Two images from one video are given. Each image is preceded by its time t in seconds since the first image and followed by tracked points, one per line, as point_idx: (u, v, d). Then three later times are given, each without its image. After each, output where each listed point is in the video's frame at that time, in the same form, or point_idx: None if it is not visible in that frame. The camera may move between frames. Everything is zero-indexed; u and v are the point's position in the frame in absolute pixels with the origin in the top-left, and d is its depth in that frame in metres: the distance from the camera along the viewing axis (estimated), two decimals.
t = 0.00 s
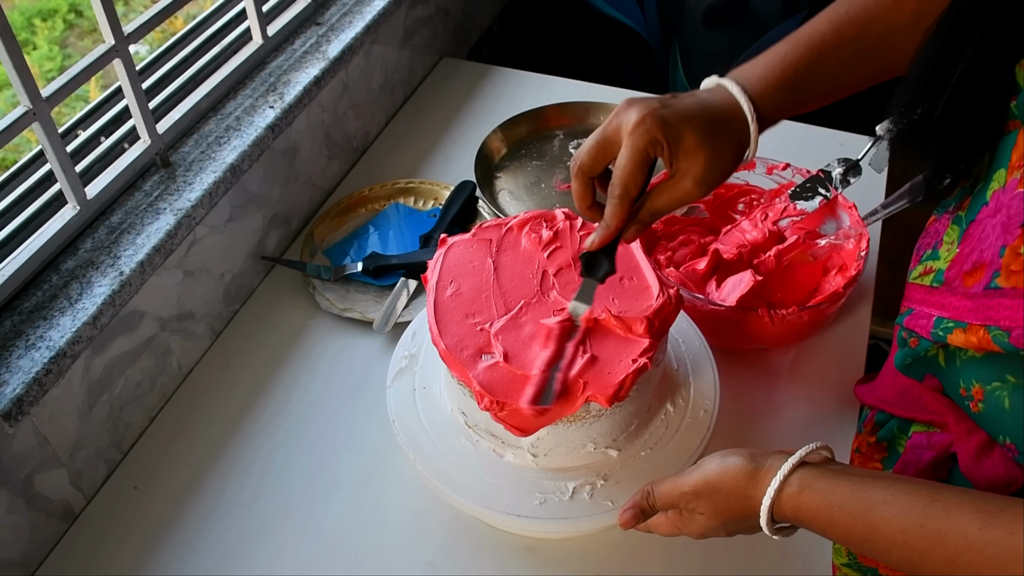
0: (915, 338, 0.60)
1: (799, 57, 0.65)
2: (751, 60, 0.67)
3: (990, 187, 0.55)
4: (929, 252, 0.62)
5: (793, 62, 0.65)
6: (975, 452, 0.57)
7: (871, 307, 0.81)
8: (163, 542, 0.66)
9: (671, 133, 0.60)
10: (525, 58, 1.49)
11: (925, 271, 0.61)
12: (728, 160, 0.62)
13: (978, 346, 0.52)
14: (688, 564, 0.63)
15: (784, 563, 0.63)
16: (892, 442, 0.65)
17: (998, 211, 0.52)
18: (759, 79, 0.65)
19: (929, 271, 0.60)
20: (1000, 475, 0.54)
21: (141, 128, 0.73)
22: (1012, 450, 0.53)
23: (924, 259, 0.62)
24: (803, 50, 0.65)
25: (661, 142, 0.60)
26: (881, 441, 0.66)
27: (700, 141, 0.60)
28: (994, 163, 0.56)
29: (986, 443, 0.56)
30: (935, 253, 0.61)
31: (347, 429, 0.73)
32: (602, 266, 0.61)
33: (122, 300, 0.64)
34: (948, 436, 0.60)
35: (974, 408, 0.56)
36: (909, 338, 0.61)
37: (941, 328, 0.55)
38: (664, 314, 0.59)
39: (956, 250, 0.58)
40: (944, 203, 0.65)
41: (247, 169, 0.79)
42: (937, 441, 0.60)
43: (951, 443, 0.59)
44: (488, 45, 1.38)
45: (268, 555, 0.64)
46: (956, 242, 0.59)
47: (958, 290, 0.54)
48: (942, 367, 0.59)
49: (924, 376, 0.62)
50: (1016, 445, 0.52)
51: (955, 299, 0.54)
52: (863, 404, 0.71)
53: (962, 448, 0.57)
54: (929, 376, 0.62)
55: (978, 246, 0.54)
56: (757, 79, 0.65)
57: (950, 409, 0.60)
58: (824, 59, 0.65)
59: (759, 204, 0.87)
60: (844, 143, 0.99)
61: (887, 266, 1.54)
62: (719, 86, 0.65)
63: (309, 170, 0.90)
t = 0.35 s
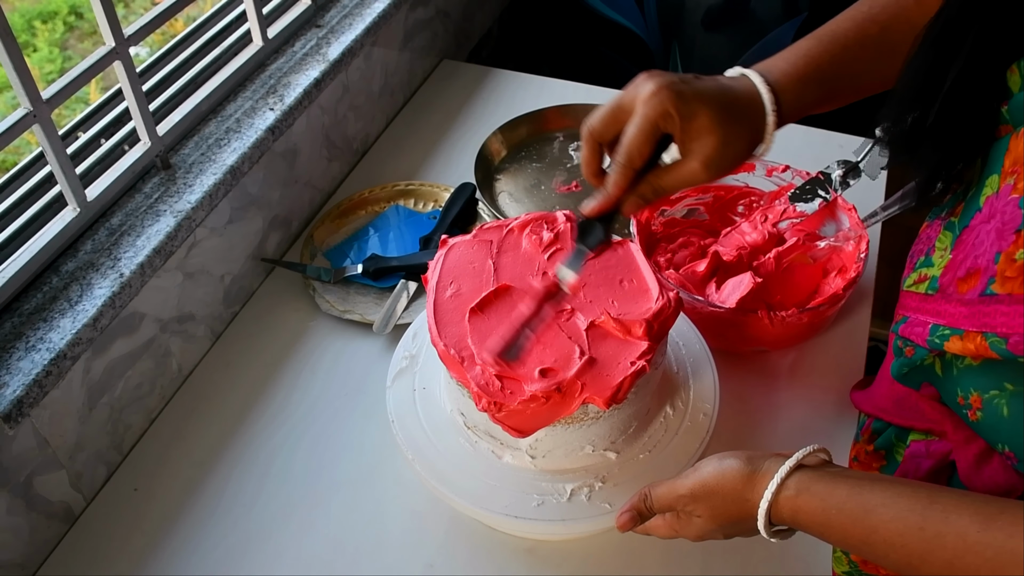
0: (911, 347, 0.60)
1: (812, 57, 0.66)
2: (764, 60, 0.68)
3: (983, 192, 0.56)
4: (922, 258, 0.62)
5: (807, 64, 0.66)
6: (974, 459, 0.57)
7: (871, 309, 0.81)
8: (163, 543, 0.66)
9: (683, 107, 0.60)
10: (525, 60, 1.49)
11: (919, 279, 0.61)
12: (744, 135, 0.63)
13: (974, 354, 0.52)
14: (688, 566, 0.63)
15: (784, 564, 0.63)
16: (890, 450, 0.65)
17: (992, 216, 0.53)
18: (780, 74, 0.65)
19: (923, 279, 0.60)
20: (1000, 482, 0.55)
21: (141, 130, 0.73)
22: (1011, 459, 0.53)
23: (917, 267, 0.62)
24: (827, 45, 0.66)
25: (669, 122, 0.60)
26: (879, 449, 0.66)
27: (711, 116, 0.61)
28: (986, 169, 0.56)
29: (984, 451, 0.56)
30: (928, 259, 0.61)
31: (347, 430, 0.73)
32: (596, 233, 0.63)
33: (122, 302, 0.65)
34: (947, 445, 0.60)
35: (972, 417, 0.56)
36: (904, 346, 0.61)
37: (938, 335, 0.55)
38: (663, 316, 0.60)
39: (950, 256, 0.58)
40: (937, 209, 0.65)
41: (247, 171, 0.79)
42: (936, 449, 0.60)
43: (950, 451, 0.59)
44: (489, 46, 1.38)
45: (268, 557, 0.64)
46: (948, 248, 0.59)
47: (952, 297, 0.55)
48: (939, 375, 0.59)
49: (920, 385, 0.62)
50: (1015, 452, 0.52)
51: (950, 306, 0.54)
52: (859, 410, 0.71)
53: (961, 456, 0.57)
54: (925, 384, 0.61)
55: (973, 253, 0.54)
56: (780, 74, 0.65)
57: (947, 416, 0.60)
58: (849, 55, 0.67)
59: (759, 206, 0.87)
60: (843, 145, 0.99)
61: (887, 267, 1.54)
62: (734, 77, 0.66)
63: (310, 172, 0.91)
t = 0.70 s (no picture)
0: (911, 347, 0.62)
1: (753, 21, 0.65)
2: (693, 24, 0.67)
3: (979, 197, 0.56)
4: (917, 260, 0.63)
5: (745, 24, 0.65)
6: (975, 460, 0.58)
7: (870, 309, 0.81)
8: (164, 543, 0.66)
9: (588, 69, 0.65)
10: (525, 62, 1.50)
11: (915, 280, 0.61)
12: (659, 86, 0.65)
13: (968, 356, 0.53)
14: (687, 565, 0.63)
15: (783, 564, 0.63)
16: (891, 450, 0.67)
17: (988, 221, 0.53)
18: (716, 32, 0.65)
19: (920, 280, 0.61)
20: (1001, 481, 0.56)
21: (143, 132, 0.73)
22: (1012, 457, 0.54)
23: (914, 268, 0.63)
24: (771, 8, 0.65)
25: (595, 76, 0.65)
26: (881, 449, 0.67)
27: (629, 65, 0.64)
28: (983, 172, 0.57)
29: (986, 451, 0.58)
30: (925, 262, 0.62)
31: (347, 431, 0.73)
32: (511, 175, 0.69)
33: (124, 303, 0.65)
34: (947, 444, 0.61)
35: (973, 415, 0.57)
36: (905, 346, 0.63)
37: (933, 337, 0.56)
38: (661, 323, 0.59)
39: (947, 259, 0.58)
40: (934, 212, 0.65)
41: (247, 172, 0.79)
42: (937, 449, 0.62)
43: (950, 451, 0.61)
44: (488, 48, 1.38)
45: (268, 557, 0.65)
46: (946, 251, 0.60)
47: (948, 300, 0.55)
48: (939, 375, 0.61)
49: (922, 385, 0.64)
50: (1016, 450, 0.53)
51: (945, 308, 0.55)
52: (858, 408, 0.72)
53: (963, 456, 0.59)
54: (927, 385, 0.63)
55: (969, 256, 0.54)
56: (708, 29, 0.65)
57: (949, 417, 0.62)
58: (790, 18, 0.65)
59: (758, 207, 0.87)
60: (841, 146, 0.99)
61: (887, 269, 1.55)
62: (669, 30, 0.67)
63: (310, 173, 0.91)
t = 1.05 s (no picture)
0: (937, 366, 0.64)
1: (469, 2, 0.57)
2: None
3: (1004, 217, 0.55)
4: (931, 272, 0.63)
5: (437, 38, 0.56)
6: (1012, 467, 0.60)
7: (868, 308, 0.82)
8: (166, 543, 0.66)
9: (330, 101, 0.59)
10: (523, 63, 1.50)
11: (934, 296, 0.62)
12: (444, 87, 0.56)
13: (1001, 381, 0.57)
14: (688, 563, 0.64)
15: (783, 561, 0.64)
16: (914, 460, 0.69)
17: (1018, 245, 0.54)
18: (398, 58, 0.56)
19: (939, 296, 0.62)
20: None
21: (143, 132, 0.73)
22: None
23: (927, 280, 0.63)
24: None
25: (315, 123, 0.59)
26: (903, 460, 0.70)
27: (375, 169, 0.55)
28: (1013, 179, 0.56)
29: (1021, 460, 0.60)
30: (941, 276, 0.62)
31: (347, 429, 0.73)
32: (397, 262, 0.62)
33: (124, 303, 0.65)
34: (980, 453, 0.63)
35: (1006, 430, 0.60)
36: (929, 363, 0.65)
37: (962, 358, 0.60)
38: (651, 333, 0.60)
39: (968, 277, 0.59)
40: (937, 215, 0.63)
41: (248, 173, 0.79)
42: (968, 458, 0.64)
43: (983, 459, 0.63)
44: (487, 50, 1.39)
45: (269, 556, 0.65)
46: (965, 268, 0.60)
47: (977, 322, 0.58)
48: (967, 389, 0.62)
49: (948, 398, 0.65)
50: None
51: (974, 331, 0.58)
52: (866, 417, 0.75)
53: (999, 464, 0.61)
54: (952, 397, 0.65)
55: (995, 277, 0.57)
56: (371, 81, 0.57)
57: (980, 426, 0.64)
58: None
59: (756, 207, 0.88)
60: (839, 146, 1.00)
61: (885, 269, 1.55)
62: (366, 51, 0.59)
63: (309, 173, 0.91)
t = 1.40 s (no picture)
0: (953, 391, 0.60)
1: (494, 78, 0.47)
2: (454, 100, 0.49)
3: None
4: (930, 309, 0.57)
5: (479, 132, 0.46)
6: None
7: (867, 307, 0.82)
8: (166, 543, 0.66)
9: (370, 242, 0.48)
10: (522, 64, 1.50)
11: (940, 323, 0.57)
12: (500, 220, 0.47)
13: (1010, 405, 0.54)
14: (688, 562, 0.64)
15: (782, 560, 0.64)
16: (928, 481, 0.69)
17: None
18: (424, 182, 0.47)
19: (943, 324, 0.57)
20: None
21: (143, 134, 0.73)
22: None
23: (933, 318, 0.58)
24: None
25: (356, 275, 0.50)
26: (917, 481, 0.69)
27: (444, 328, 0.49)
28: None
29: None
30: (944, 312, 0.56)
31: (348, 429, 0.73)
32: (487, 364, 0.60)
33: (125, 304, 0.65)
34: (998, 471, 0.61)
35: None
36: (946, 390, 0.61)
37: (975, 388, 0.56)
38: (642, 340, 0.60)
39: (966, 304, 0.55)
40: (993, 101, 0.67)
41: (248, 174, 0.79)
42: (988, 477, 0.62)
43: (1003, 478, 0.61)
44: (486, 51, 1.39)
45: (269, 556, 0.65)
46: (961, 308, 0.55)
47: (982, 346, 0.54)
48: (983, 413, 0.58)
49: (964, 419, 0.61)
50: None
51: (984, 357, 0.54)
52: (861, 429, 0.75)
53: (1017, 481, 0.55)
54: (969, 419, 0.60)
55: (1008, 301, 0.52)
56: (402, 226, 0.47)
57: (998, 445, 0.59)
58: None
59: (755, 206, 0.88)
60: (837, 146, 1.00)
61: (884, 269, 1.55)
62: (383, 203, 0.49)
63: (309, 175, 0.91)
